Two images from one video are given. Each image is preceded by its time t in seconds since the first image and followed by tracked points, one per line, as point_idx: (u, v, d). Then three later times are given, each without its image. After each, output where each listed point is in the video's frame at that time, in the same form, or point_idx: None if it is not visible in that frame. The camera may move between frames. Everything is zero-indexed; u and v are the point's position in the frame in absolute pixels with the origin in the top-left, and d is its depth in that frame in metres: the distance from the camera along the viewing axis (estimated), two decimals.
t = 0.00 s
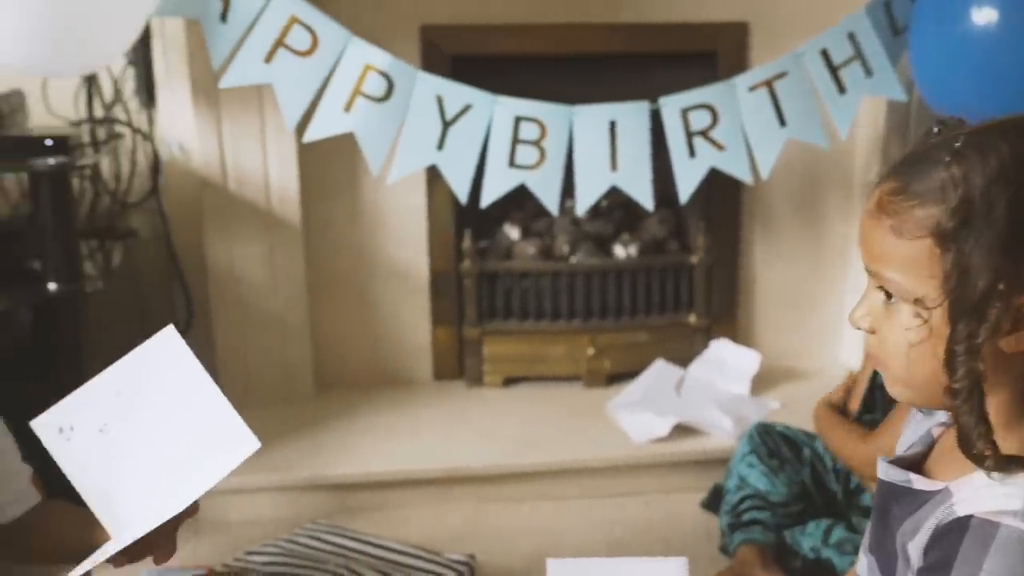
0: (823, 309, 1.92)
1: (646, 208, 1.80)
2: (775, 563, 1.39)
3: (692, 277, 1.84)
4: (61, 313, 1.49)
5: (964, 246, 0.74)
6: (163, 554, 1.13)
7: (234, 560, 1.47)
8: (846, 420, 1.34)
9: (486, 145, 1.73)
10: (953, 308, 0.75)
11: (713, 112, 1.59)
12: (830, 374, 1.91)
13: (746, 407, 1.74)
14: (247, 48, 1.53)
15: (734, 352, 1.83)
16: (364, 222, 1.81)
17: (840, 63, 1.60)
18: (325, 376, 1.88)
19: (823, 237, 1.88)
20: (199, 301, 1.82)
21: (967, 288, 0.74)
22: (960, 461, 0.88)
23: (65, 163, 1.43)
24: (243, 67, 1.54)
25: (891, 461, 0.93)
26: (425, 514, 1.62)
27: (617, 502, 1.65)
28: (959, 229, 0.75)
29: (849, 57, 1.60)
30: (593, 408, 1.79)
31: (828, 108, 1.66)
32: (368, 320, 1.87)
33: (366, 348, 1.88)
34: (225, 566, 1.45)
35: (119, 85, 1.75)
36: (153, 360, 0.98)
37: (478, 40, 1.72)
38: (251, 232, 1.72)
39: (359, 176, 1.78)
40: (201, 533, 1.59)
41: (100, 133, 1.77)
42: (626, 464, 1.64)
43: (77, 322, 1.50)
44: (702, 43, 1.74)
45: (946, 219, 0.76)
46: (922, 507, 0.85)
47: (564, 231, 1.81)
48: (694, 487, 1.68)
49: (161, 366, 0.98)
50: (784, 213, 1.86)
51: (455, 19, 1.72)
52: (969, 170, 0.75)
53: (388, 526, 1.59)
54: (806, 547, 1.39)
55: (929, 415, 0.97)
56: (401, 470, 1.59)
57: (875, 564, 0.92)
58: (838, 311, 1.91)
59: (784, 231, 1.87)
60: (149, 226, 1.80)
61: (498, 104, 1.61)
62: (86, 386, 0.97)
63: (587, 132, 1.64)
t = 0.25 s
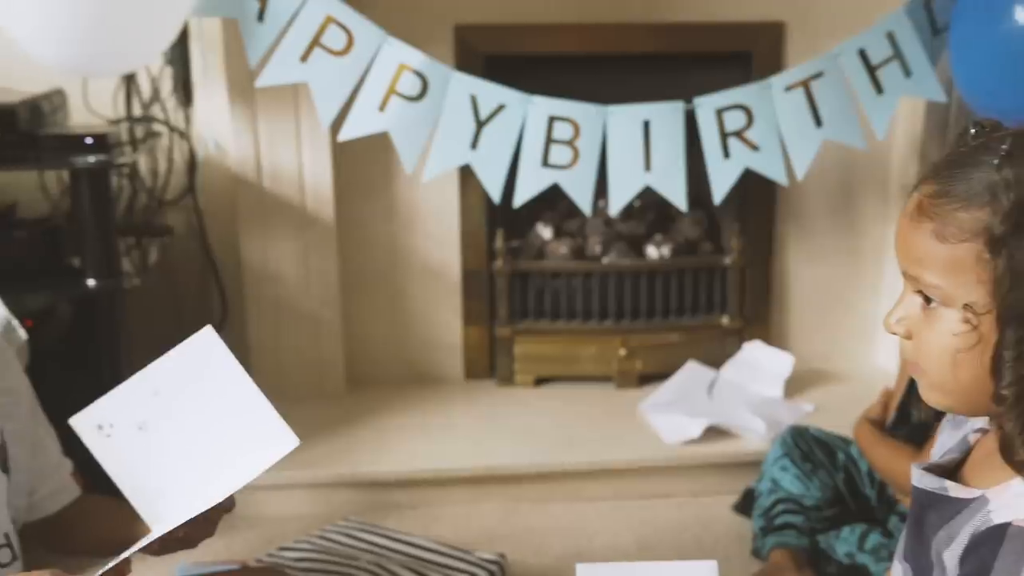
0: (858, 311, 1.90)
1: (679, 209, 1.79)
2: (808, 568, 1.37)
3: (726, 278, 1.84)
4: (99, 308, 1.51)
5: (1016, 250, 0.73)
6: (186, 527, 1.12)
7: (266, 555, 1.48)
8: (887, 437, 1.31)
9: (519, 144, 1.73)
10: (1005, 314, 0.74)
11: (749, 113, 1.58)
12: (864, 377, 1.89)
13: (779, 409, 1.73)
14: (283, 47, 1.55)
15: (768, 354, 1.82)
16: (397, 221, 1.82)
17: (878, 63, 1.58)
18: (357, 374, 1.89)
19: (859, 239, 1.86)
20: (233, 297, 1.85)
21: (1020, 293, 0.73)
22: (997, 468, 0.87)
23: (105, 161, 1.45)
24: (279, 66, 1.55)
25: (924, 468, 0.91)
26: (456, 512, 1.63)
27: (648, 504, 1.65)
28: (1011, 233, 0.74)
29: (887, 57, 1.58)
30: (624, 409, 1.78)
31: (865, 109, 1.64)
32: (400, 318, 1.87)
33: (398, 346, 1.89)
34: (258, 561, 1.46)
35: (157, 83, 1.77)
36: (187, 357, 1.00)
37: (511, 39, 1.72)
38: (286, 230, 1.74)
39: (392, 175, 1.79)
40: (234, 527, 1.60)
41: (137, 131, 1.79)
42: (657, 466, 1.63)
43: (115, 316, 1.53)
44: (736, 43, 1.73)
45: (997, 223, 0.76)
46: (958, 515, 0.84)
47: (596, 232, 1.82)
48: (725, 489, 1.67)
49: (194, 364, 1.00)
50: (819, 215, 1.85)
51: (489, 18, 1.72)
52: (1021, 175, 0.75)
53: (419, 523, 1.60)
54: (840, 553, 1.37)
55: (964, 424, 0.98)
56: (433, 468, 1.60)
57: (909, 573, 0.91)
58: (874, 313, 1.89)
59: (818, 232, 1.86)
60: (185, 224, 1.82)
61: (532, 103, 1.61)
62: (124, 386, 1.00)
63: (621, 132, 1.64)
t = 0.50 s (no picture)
0: (895, 314, 1.88)
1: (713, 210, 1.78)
2: (842, 572, 1.36)
3: (760, 279, 1.82)
4: (137, 303, 1.53)
5: None
6: (217, 516, 1.11)
7: (299, 552, 1.50)
8: (929, 443, 1.28)
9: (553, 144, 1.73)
10: None
11: (785, 113, 1.57)
12: (901, 380, 1.87)
13: (813, 413, 1.71)
14: (320, 47, 1.56)
15: (802, 357, 1.81)
16: (431, 220, 1.82)
17: (918, 63, 1.56)
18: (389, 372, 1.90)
19: (896, 241, 1.84)
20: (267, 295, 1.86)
21: None
22: None
23: (144, 159, 1.47)
24: (315, 65, 1.56)
25: (966, 473, 0.90)
26: (487, 511, 1.63)
27: (680, 506, 1.64)
28: None
29: (927, 57, 1.56)
30: (656, 411, 1.78)
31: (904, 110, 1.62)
32: (432, 317, 1.88)
33: (431, 345, 1.89)
34: (291, 557, 1.48)
35: (195, 83, 1.79)
36: (213, 353, 1.01)
37: (546, 39, 1.72)
38: (320, 229, 1.75)
39: (426, 174, 1.80)
40: (267, 523, 1.61)
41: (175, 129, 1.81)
42: (689, 468, 1.62)
43: (151, 312, 1.55)
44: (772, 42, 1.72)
45: None
46: (1002, 521, 0.84)
47: (629, 232, 1.81)
48: (758, 492, 1.66)
49: (222, 361, 1.01)
50: (856, 217, 1.83)
51: (524, 17, 1.72)
52: None
53: (451, 522, 1.60)
54: (876, 558, 1.36)
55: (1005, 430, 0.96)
56: (465, 467, 1.61)
57: None
58: (911, 317, 1.87)
59: (854, 234, 1.84)
60: (221, 221, 1.84)
61: (567, 103, 1.61)
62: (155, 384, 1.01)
63: (656, 132, 1.63)
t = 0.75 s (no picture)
0: (935, 318, 1.85)
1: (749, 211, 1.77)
2: None
3: (796, 282, 1.81)
4: (177, 299, 1.54)
5: None
6: (274, 499, 1.08)
7: (332, 548, 1.51)
8: (975, 452, 1.26)
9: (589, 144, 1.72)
10: None
11: (824, 113, 1.55)
12: (940, 385, 1.84)
13: (850, 417, 1.70)
14: (358, 46, 1.57)
15: (839, 361, 1.79)
16: (466, 219, 1.82)
17: (961, 63, 1.53)
18: (422, 371, 1.90)
19: (936, 243, 1.81)
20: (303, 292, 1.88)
21: None
22: None
23: (184, 157, 1.48)
24: (353, 64, 1.57)
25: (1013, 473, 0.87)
26: (520, 511, 1.63)
27: (714, 509, 1.63)
28: None
29: (971, 56, 1.53)
30: (690, 413, 1.77)
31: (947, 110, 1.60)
32: (466, 316, 1.88)
33: (464, 345, 1.89)
34: (325, 553, 1.49)
35: (233, 82, 1.80)
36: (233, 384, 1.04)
37: (583, 39, 1.72)
38: (356, 227, 1.75)
39: (462, 174, 1.80)
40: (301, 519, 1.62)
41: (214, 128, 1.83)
42: (724, 470, 1.61)
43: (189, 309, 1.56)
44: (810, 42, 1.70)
45: None
46: None
47: (664, 233, 1.81)
48: (794, 496, 1.65)
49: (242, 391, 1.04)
50: (895, 220, 1.81)
51: (562, 17, 1.72)
52: None
53: (483, 522, 1.60)
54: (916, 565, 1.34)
55: None
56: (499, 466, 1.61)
57: None
58: (950, 321, 1.85)
59: (893, 237, 1.81)
60: (258, 219, 1.85)
61: (603, 103, 1.60)
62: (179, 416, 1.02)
63: (693, 132, 1.62)
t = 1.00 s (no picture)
0: (977, 322, 1.83)
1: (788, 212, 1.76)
2: None
3: (835, 284, 1.79)
4: (216, 296, 1.56)
5: None
6: (278, 522, 1.04)
7: (367, 545, 1.51)
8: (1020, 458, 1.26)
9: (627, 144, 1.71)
10: None
11: (865, 114, 1.54)
12: (982, 390, 1.81)
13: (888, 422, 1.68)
14: (397, 46, 1.57)
15: (877, 364, 1.77)
16: (502, 219, 1.82)
17: (1009, 63, 1.51)
18: (457, 370, 1.91)
19: (979, 246, 1.79)
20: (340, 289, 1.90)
21: None
22: None
23: (224, 155, 1.50)
24: (391, 64, 1.58)
25: None
26: (554, 511, 1.63)
27: (749, 512, 1.62)
28: None
29: (1019, 56, 1.50)
30: (726, 415, 1.76)
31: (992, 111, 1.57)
32: (501, 316, 1.88)
33: (499, 345, 1.89)
34: (360, 550, 1.50)
35: (273, 81, 1.82)
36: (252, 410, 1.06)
37: (622, 38, 1.71)
38: (392, 226, 1.76)
39: (499, 173, 1.80)
40: (336, 517, 1.63)
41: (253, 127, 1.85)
42: (760, 473, 1.60)
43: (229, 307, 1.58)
44: (851, 42, 1.69)
45: None
46: None
47: (701, 234, 1.80)
48: (831, 501, 1.64)
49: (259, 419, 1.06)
50: (937, 222, 1.78)
51: (601, 17, 1.71)
52: None
53: (518, 521, 1.60)
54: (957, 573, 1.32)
55: None
56: (533, 466, 1.61)
57: None
58: (993, 325, 1.82)
59: (935, 239, 1.79)
60: (295, 218, 1.87)
61: (641, 103, 1.59)
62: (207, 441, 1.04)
63: (731, 133, 1.60)
